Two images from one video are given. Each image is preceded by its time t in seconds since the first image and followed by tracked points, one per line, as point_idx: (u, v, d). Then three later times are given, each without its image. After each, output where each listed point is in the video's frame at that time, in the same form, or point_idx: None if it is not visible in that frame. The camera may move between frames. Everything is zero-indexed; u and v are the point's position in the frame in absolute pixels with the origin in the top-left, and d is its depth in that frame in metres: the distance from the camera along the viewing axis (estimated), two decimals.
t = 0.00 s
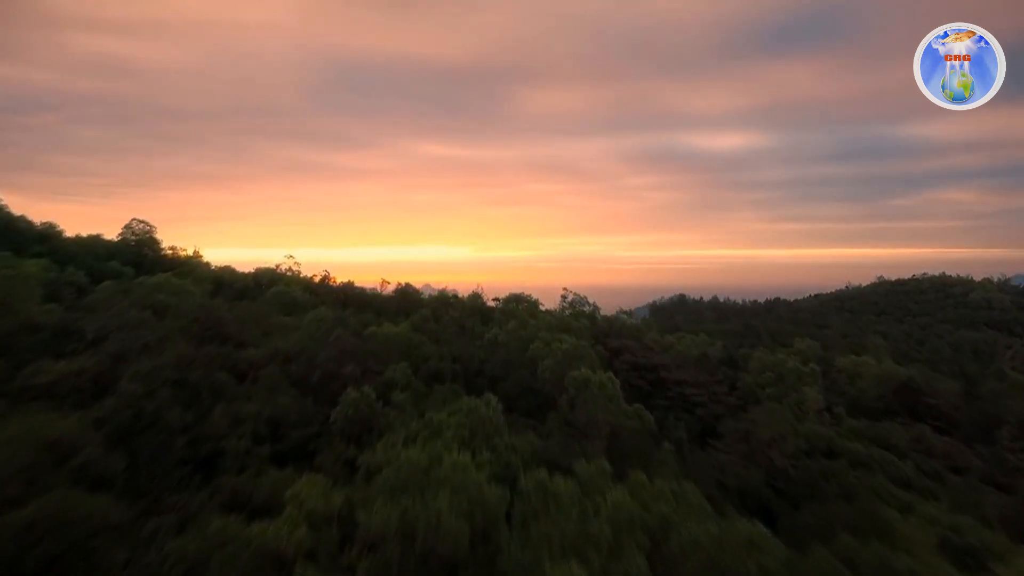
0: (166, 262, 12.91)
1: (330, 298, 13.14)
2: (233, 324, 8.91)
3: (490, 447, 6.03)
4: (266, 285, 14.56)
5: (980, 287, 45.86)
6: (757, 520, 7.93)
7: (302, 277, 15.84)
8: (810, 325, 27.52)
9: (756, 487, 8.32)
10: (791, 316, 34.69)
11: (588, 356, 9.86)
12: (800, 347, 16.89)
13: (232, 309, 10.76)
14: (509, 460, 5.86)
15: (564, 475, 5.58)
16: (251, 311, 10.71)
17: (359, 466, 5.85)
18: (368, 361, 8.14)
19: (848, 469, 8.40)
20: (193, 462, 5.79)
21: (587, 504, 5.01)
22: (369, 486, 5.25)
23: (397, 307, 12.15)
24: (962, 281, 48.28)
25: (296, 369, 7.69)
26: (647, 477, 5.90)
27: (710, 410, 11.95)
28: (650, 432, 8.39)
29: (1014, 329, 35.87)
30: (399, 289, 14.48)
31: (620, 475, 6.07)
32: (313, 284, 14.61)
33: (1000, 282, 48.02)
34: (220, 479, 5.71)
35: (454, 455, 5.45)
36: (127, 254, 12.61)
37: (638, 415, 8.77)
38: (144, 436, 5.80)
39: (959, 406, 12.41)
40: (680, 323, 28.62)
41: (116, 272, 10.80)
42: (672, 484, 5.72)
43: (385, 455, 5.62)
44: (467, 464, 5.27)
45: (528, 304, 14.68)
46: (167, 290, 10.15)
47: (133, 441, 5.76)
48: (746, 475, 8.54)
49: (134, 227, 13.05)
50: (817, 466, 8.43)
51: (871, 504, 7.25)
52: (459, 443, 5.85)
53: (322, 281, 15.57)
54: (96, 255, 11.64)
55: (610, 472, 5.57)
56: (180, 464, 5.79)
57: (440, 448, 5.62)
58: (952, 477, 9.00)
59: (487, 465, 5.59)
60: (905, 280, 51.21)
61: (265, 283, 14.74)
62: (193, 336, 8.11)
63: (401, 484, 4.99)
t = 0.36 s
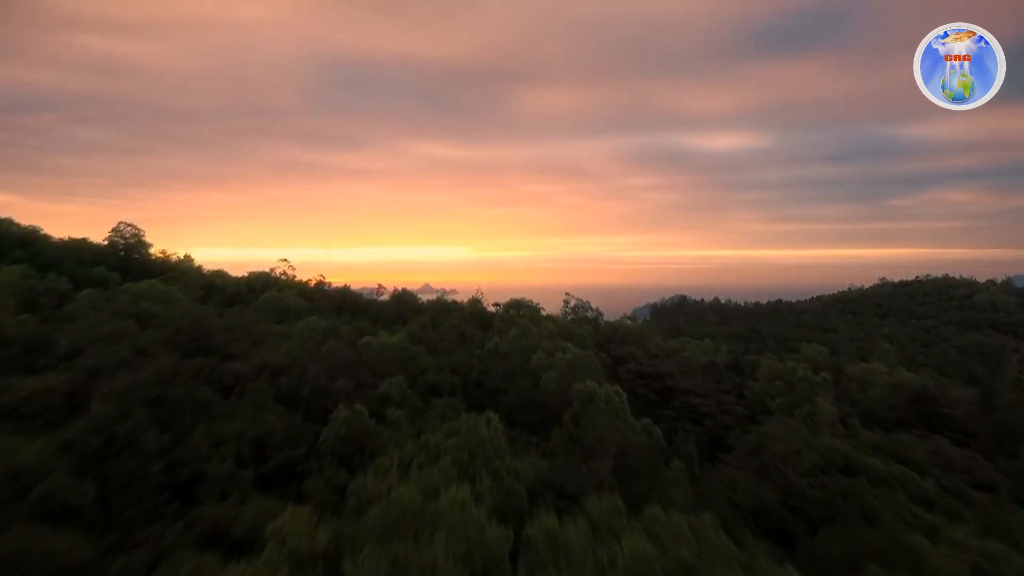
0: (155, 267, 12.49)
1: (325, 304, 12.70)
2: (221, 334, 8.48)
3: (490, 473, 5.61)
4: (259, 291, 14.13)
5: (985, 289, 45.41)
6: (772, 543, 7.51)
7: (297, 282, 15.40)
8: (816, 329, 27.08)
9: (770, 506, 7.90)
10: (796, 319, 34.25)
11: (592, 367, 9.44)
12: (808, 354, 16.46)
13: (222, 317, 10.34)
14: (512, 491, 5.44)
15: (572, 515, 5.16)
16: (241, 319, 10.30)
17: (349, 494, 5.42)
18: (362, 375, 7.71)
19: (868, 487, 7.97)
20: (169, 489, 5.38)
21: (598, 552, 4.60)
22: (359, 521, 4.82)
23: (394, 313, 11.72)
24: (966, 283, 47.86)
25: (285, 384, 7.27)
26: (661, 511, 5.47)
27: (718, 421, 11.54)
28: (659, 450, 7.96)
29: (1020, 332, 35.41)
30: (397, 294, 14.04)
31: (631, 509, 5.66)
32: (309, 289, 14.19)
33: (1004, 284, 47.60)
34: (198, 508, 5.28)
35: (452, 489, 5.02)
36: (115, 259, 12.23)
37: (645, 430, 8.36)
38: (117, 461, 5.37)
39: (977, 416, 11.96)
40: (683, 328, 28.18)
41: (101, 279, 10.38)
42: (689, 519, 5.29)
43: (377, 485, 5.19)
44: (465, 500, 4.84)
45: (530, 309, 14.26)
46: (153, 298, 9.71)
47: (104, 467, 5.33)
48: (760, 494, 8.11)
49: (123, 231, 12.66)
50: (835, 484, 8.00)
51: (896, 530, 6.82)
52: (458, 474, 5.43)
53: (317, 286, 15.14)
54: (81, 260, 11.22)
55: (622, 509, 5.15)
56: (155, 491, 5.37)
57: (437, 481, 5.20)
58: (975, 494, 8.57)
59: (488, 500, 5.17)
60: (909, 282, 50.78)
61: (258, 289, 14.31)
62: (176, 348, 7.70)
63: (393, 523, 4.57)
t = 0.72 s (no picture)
0: (144, 272, 12.04)
1: (320, 311, 12.25)
2: (206, 347, 8.03)
3: (492, 507, 5.16)
4: (252, 296, 13.68)
5: (990, 291, 44.95)
6: (791, 572, 7.06)
7: (292, 287, 14.95)
8: (822, 332, 26.58)
9: (788, 530, 7.45)
10: (800, 322, 33.80)
11: (598, 379, 8.99)
12: (818, 360, 16.01)
13: (210, 327, 9.88)
14: (516, 529, 4.99)
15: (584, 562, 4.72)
16: (230, 330, 9.84)
17: (337, 529, 4.96)
18: (355, 390, 7.26)
19: (891, 508, 7.51)
20: (140, 522, 4.93)
21: None
22: (347, 565, 4.37)
23: (390, 321, 11.26)
24: (972, 285, 47.38)
25: (272, 401, 6.82)
26: (680, 554, 5.02)
27: (728, 433, 11.09)
28: (670, 470, 7.51)
29: None
30: (394, 300, 13.59)
31: (647, 549, 5.21)
32: (304, 294, 13.74)
33: (1010, 286, 47.13)
34: (172, 543, 4.82)
35: (450, 531, 4.57)
36: (102, 264, 11.79)
37: (655, 448, 7.91)
38: (84, 492, 4.90)
39: (997, 427, 11.49)
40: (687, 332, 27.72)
41: (83, 285, 9.93)
42: (711, 562, 4.84)
43: (368, 524, 4.73)
44: (465, 545, 4.39)
45: (532, 316, 13.81)
46: (138, 307, 9.26)
47: (69, 498, 4.86)
48: (777, 516, 7.66)
49: (110, 235, 12.21)
50: (856, 505, 7.55)
51: (927, 561, 6.36)
52: (457, 509, 4.97)
53: (312, 291, 14.68)
54: (64, 267, 10.77)
55: (638, 555, 4.71)
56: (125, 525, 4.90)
57: (435, 520, 4.74)
58: (1004, 514, 8.12)
59: (491, 541, 4.71)
60: (913, 283, 50.32)
61: (251, 295, 13.86)
62: (157, 363, 7.25)
63: (384, 571, 4.12)
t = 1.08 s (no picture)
0: (131, 277, 11.58)
1: (313, 319, 11.79)
2: (190, 359, 7.56)
3: (494, 546, 4.70)
4: (244, 303, 13.21)
5: (995, 293, 44.51)
6: None
7: (286, 292, 14.48)
8: (828, 337, 26.10)
9: (809, 556, 6.99)
10: (803, 324, 33.35)
11: (605, 393, 8.52)
12: (827, 368, 15.55)
13: (197, 337, 9.42)
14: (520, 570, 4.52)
15: None
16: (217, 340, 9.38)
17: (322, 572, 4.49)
18: (347, 409, 6.80)
19: (918, 533, 7.05)
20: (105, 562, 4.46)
21: None
22: None
23: (386, 329, 10.80)
24: (976, 287, 46.92)
25: (257, 421, 6.35)
26: None
27: (739, 446, 10.62)
28: (683, 494, 7.04)
29: None
30: (391, 307, 13.13)
31: None
32: (298, 300, 13.27)
33: (1014, 287, 46.67)
34: None
35: None
36: (88, 267, 11.33)
37: (666, 468, 7.45)
38: (42, 529, 4.43)
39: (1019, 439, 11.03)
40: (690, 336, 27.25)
41: (65, 292, 9.47)
42: None
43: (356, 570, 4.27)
44: None
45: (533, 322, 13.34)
46: (120, 316, 8.80)
47: (25, 536, 4.39)
48: (797, 540, 7.20)
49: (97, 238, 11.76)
50: (881, 530, 7.09)
51: None
52: (455, 549, 4.51)
53: (307, 296, 14.22)
54: (46, 272, 10.31)
55: None
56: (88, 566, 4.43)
57: (431, 564, 4.28)
58: None
59: None
60: (916, 286, 49.91)
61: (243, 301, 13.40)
62: (135, 379, 6.78)
63: None
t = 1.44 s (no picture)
0: (119, 282, 11.13)
1: (307, 327, 11.34)
2: (172, 373, 7.12)
3: None
4: (236, 309, 12.76)
5: (1000, 295, 44.07)
6: None
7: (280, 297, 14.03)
8: (835, 341, 25.63)
9: None
10: (808, 328, 32.90)
11: (613, 406, 8.09)
12: (838, 376, 15.10)
13: (184, 347, 8.98)
14: None
15: None
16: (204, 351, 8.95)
17: None
18: (339, 429, 6.37)
19: (949, 559, 6.61)
20: None
21: None
22: None
23: (383, 337, 10.35)
24: (980, 289, 46.48)
25: (241, 443, 5.91)
26: None
27: (751, 459, 10.18)
28: (698, 520, 6.61)
29: None
30: (388, 314, 12.69)
31: None
32: (291, 307, 12.83)
33: (1019, 289, 46.23)
34: None
35: None
36: (73, 272, 10.89)
37: (679, 489, 7.02)
38: None
39: None
40: (694, 341, 26.78)
41: (46, 299, 9.02)
42: None
43: None
44: None
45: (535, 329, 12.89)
46: (102, 326, 8.36)
47: None
48: (819, 564, 6.76)
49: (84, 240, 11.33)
50: (909, 557, 6.64)
51: None
52: None
53: (302, 302, 13.77)
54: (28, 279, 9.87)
55: None
56: None
57: None
58: None
59: None
60: (921, 287, 49.43)
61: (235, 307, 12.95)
62: (111, 396, 6.34)
63: None
